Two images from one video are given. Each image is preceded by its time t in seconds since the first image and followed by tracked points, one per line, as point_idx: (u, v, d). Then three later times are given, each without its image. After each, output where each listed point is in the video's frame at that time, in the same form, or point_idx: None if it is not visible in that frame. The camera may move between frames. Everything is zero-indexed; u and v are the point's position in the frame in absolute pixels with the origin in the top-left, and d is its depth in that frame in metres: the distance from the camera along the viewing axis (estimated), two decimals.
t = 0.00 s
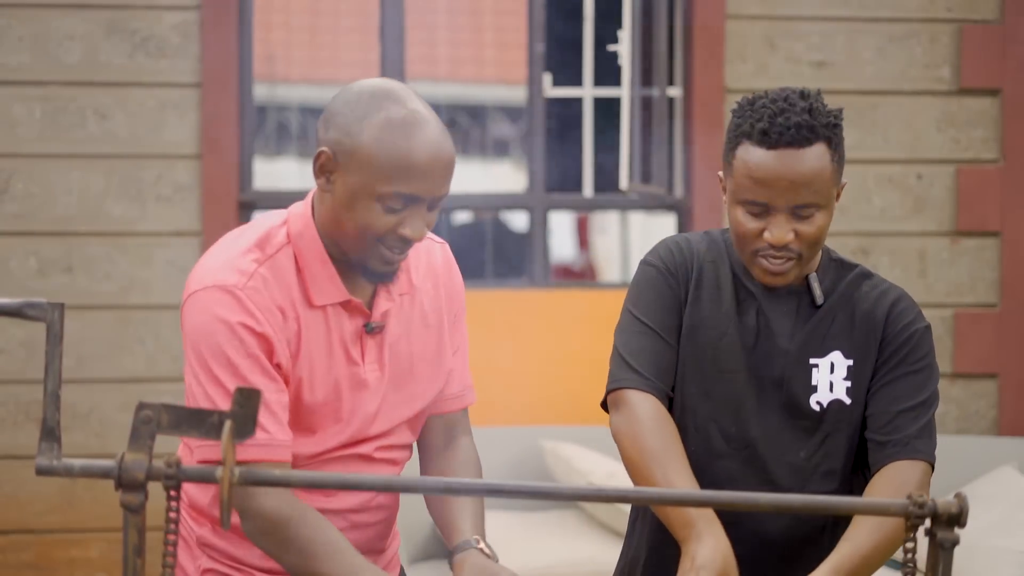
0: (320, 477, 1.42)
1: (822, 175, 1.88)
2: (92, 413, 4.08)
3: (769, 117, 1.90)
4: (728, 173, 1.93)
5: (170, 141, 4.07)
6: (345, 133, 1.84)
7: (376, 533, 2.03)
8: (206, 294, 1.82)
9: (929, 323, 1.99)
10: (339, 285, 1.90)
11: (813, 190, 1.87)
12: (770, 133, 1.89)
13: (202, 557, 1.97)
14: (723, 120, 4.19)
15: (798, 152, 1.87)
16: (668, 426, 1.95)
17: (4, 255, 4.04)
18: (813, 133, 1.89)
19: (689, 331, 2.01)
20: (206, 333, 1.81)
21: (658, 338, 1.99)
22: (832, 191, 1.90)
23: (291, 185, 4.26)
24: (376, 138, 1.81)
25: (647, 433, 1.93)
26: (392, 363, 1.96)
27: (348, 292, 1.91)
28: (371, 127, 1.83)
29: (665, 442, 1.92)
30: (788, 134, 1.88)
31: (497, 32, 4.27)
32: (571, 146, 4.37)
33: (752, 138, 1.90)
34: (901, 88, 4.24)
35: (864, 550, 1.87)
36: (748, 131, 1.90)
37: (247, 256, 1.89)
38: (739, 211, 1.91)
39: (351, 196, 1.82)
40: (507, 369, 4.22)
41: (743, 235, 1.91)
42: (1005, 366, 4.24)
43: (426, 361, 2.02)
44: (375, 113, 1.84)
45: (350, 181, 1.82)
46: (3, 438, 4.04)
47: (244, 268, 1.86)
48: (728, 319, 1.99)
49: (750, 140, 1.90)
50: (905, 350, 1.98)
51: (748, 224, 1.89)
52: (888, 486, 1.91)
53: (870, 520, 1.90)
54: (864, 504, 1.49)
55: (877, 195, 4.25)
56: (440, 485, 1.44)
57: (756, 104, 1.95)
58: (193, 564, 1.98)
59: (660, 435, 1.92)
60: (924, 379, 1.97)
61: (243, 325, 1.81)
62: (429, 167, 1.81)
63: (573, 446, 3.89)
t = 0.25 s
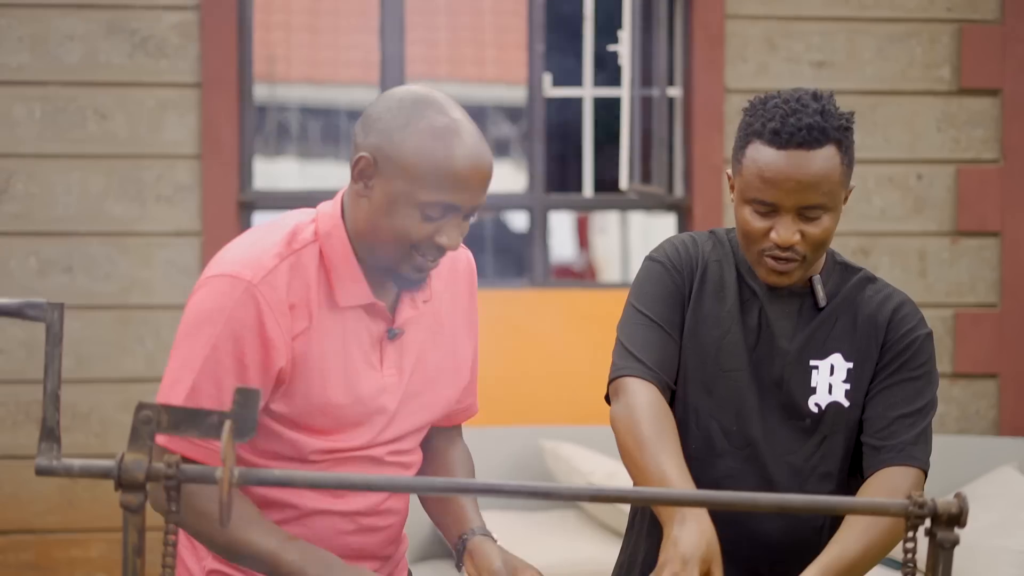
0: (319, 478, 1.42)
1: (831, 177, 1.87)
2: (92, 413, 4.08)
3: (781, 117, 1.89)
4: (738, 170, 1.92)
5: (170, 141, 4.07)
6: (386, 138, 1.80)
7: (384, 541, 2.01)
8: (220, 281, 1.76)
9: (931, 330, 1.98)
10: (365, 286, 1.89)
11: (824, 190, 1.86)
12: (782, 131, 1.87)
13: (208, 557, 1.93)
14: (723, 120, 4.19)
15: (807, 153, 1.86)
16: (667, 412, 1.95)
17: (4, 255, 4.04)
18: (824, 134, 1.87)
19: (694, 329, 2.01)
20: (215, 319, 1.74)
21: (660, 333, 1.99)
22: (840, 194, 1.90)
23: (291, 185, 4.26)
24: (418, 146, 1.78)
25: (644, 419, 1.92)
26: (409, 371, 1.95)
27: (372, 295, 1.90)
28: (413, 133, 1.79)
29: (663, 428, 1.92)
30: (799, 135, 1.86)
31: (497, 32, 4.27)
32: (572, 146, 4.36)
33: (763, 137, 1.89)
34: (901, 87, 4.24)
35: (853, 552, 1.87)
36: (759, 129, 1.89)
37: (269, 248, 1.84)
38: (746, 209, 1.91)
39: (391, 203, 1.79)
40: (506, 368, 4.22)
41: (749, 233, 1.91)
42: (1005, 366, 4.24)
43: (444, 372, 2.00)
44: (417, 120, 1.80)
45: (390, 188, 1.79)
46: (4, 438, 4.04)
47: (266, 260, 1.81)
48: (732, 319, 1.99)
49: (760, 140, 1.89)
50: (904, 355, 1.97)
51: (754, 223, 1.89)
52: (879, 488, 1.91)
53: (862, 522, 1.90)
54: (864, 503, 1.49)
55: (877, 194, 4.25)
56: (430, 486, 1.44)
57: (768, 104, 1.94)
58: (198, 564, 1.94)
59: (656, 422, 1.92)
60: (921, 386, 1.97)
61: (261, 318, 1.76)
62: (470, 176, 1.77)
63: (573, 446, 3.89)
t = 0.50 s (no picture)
0: (318, 477, 1.42)
1: (805, 168, 1.90)
2: (93, 413, 4.07)
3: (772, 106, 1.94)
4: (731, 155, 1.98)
5: (170, 142, 4.07)
6: (396, 139, 1.82)
7: (389, 541, 2.01)
8: (224, 278, 1.77)
9: (933, 332, 1.99)
10: (369, 287, 1.88)
11: (792, 179, 1.90)
12: (769, 119, 1.92)
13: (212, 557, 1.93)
14: (723, 120, 4.19)
15: (788, 142, 1.90)
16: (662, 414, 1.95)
17: (4, 255, 4.04)
18: (807, 128, 1.91)
19: (695, 329, 2.01)
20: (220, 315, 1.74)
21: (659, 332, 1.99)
22: (817, 189, 1.92)
23: (291, 185, 4.26)
24: (426, 146, 1.80)
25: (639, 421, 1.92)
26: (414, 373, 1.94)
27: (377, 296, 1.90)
28: (422, 134, 1.81)
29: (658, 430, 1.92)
30: (781, 123, 1.91)
31: (497, 32, 4.27)
32: (572, 146, 4.37)
33: (753, 123, 1.94)
34: (901, 87, 4.24)
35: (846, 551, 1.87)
36: (753, 114, 1.95)
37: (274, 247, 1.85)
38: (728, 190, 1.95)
39: (399, 203, 1.80)
40: (506, 368, 4.22)
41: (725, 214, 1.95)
42: (1005, 366, 4.24)
43: (448, 374, 2.00)
44: (426, 120, 1.82)
45: (399, 187, 1.80)
46: (4, 438, 4.03)
47: (270, 258, 1.82)
48: (733, 319, 2.00)
49: (752, 125, 1.95)
50: (904, 356, 1.98)
51: (729, 204, 1.93)
52: (873, 485, 1.91)
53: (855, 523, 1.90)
54: (863, 503, 1.49)
55: (877, 194, 4.25)
56: (427, 486, 1.44)
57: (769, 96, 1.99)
58: (203, 564, 1.94)
59: (649, 426, 1.92)
60: (921, 386, 1.97)
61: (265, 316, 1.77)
62: (477, 176, 1.78)
63: (573, 446, 3.89)
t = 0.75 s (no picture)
0: (318, 477, 1.42)
1: (810, 169, 1.90)
2: (93, 413, 4.08)
3: (764, 108, 1.93)
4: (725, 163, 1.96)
5: (170, 141, 4.07)
6: (402, 140, 1.82)
7: (392, 540, 2.02)
8: (229, 278, 1.77)
9: (930, 327, 1.99)
10: (375, 288, 1.88)
11: (800, 182, 1.89)
12: (762, 122, 1.91)
13: (214, 557, 1.93)
14: (723, 119, 4.19)
15: (787, 144, 1.90)
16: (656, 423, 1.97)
17: (4, 255, 4.04)
18: (806, 127, 1.91)
19: (692, 330, 2.00)
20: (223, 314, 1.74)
21: (652, 339, 2.00)
22: (822, 187, 1.92)
23: (291, 185, 4.26)
24: (433, 147, 1.79)
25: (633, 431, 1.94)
26: (416, 372, 1.94)
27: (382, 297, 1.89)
28: (429, 135, 1.80)
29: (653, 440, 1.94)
30: (778, 125, 1.90)
31: (497, 32, 4.27)
32: (571, 146, 4.37)
33: (746, 128, 1.93)
34: (901, 87, 4.24)
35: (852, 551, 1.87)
36: (744, 120, 1.93)
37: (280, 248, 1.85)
38: (730, 200, 1.94)
39: (407, 205, 1.80)
40: (506, 368, 4.22)
41: (731, 224, 1.94)
42: (1005, 366, 4.24)
43: (451, 374, 2.01)
44: (433, 121, 1.82)
45: (407, 189, 1.80)
46: (4, 438, 4.04)
47: (275, 258, 1.82)
48: (728, 320, 1.99)
49: (745, 130, 1.93)
50: (900, 352, 1.98)
51: (735, 214, 1.92)
52: (874, 483, 1.91)
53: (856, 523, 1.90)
54: (863, 503, 1.49)
55: (877, 194, 4.25)
56: (426, 485, 1.44)
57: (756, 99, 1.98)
58: (205, 564, 1.94)
59: (642, 435, 1.94)
60: (919, 382, 1.97)
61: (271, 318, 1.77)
62: (486, 177, 1.78)
63: (573, 446, 3.89)
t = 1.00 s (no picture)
0: (318, 478, 1.42)
1: (816, 171, 1.89)
2: (92, 413, 4.08)
3: (767, 111, 1.92)
4: (726, 166, 1.95)
5: (170, 141, 4.07)
6: (401, 138, 1.82)
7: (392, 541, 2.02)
8: (256, 288, 1.78)
9: (928, 329, 1.99)
10: (384, 288, 1.87)
11: (806, 185, 1.89)
12: (767, 125, 1.90)
13: (213, 558, 1.93)
14: (723, 119, 4.19)
15: (793, 147, 1.89)
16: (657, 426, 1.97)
17: (4, 255, 4.04)
18: (811, 129, 1.90)
19: (694, 332, 2.00)
20: (256, 326, 1.77)
21: (650, 340, 2.00)
22: (828, 189, 1.91)
23: (291, 185, 4.26)
24: (432, 144, 1.79)
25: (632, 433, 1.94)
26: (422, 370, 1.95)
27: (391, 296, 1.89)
28: (428, 132, 1.80)
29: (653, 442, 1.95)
30: (784, 127, 1.89)
31: (497, 32, 4.27)
32: (572, 146, 4.37)
33: (749, 131, 1.92)
34: (901, 87, 4.23)
35: (842, 551, 1.88)
36: (748, 123, 1.92)
37: (295, 254, 1.86)
38: (733, 203, 1.93)
39: (407, 203, 1.80)
40: (507, 368, 4.22)
41: (735, 228, 1.92)
42: (1005, 366, 4.24)
43: (458, 372, 2.02)
44: (431, 119, 1.82)
45: (407, 187, 1.80)
46: (4, 438, 4.04)
47: (295, 264, 1.83)
48: (726, 323, 1.99)
49: (748, 133, 1.92)
50: (899, 355, 1.98)
51: (739, 217, 1.91)
52: (870, 485, 1.91)
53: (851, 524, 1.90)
54: (862, 504, 1.49)
55: (877, 194, 4.25)
56: (423, 485, 1.43)
57: (758, 100, 1.96)
58: (204, 564, 1.95)
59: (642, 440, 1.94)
60: (917, 384, 1.97)
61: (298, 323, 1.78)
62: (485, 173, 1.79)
63: (573, 446, 3.89)
